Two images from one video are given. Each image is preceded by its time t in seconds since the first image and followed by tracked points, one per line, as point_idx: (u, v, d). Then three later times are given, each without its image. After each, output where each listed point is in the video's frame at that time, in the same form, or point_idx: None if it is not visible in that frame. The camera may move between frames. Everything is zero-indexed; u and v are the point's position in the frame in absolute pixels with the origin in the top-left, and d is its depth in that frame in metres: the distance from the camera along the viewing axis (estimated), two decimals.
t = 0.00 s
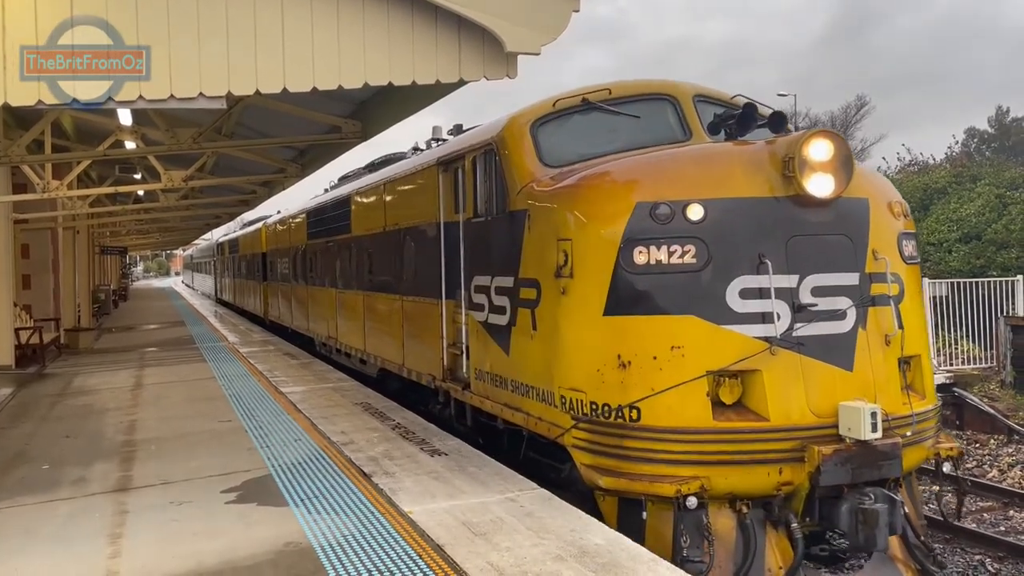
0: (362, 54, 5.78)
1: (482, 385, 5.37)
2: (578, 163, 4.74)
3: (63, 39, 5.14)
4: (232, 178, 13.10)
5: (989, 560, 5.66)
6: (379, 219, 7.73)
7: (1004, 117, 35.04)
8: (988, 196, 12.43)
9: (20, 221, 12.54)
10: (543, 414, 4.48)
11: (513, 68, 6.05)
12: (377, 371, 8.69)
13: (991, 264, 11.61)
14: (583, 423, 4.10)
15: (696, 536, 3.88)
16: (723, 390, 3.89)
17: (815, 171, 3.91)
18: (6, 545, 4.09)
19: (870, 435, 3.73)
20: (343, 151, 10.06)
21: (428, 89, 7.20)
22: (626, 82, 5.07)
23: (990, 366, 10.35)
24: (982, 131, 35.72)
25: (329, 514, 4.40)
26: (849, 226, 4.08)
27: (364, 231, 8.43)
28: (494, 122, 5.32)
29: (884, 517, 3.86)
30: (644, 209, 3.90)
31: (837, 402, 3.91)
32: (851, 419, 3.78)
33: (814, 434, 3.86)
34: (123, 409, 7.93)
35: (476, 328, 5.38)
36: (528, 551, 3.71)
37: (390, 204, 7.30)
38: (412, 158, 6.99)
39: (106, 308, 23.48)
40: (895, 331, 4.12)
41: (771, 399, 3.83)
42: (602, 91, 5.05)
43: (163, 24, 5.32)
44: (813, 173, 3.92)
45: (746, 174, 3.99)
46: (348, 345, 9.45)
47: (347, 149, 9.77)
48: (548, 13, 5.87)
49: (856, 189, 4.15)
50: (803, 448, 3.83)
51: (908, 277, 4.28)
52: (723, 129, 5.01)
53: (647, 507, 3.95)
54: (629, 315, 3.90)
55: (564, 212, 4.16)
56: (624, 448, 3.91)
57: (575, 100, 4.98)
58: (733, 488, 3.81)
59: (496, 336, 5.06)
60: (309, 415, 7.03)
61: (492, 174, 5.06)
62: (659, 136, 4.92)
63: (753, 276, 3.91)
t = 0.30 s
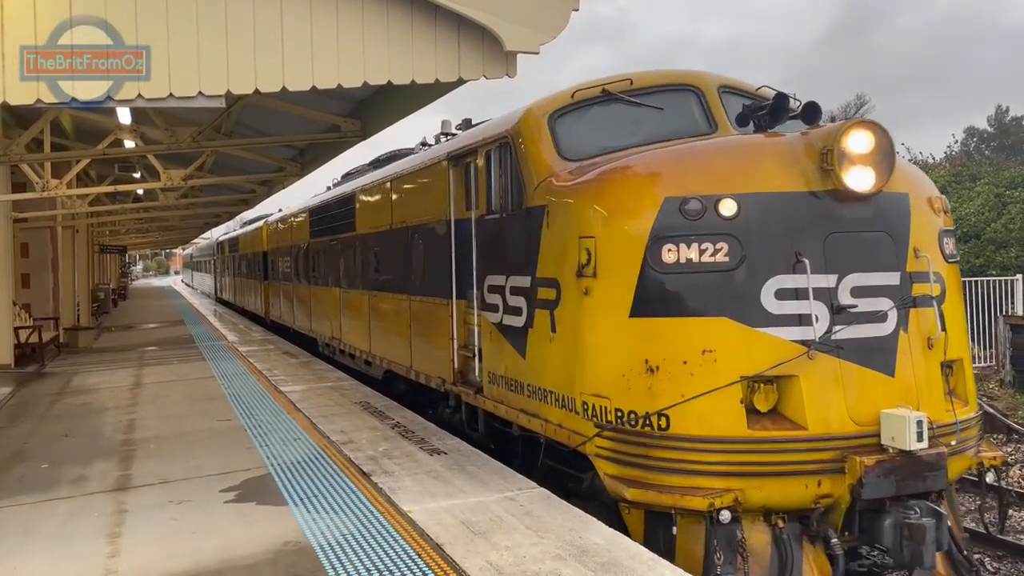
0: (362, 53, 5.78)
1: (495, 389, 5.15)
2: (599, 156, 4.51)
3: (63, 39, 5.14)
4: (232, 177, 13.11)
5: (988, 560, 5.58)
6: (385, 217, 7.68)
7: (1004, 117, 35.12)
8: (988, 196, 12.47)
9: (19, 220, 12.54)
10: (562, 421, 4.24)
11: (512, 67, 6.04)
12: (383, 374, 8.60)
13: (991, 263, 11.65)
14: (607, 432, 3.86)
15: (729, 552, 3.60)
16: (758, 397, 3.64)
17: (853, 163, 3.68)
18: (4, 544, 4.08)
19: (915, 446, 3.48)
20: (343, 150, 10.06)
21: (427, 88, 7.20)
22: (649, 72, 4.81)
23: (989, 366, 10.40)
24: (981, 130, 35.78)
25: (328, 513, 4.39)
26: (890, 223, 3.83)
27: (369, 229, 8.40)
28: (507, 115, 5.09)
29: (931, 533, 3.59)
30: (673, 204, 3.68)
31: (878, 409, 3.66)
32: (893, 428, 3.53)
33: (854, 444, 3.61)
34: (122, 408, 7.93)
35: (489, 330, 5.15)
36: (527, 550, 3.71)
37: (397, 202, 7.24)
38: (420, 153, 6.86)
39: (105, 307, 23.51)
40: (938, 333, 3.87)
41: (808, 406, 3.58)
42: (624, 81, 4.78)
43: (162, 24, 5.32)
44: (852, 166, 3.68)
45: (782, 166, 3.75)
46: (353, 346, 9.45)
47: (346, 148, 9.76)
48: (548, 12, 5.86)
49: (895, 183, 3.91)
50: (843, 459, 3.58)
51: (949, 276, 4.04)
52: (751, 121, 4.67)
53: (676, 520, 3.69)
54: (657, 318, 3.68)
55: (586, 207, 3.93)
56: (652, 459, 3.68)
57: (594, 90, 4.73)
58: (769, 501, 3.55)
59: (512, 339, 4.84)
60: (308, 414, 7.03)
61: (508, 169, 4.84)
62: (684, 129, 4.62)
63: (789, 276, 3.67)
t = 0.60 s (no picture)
0: (361, 52, 5.77)
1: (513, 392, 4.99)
2: (623, 150, 4.34)
3: (63, 39, 5.15)
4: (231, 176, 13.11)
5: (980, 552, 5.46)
6: (393, 215, 7.62)
7: (1003, 116, 35.18)
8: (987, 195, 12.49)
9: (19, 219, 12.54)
10: (587, 429, 4.06)
11: (512, 66, 6.04)
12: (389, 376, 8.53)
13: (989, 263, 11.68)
14: (636, 441, 3.70)
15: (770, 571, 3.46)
16: (801, 406, 3.48)
17: (901, 156, 3.48)
18: (4, 543, 4.09)
19: (969, 458, 3.33)
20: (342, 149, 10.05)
21: (427, 86, 7.19)
22: (674, 62, 4.65)
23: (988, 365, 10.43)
24: (981, 130, 35.83)
25: (329, 512, 4.39)
26: (939, 220, 3.66)
27: (375, 227, 8.38)
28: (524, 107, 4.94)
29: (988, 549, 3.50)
30: (707, 199, 3.52)
31: (929, 417, 3.52)
32: (946, 438, 3.38)
33: (903, 456, 3.46)
34: (122, 407, 7.94)
35: (507, 331, 4.99)
36: (527, 549, 3.72)
37: (404, 200, 7.22)
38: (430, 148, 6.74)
39: (105, 305, 23.56)
40: (989, 337, 3.74)
41: (854, 414, 3.43)
42: (649, 70, 4.62)
43: (162, 24, 5.31)
44: (899, 158, 3.48)
45: (824, 159, 3.58)
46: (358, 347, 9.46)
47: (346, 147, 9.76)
48: (548, 11, 5.85)
49: (943, 177, 3.73)
50: (891, 471, 3.44)
51: (996, 277, 3.92)
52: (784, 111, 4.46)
53: (711, 537, 3.54)
54: (692, 320, 3.51)
55: (614, 203, 3.77)
56: (687, 469, 3.53)
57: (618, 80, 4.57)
58: (811, 516, 3.43)
59: (530, 341, 4.67)
60: (308, 413, 7.04)
61: (529, 163, 4.66)
62: (711, 122, 4.44)
63: (834, 276, 3.49)
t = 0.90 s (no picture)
0: (361, 51, 5.77)
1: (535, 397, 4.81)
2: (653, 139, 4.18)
3: (63, 39, 5.15)
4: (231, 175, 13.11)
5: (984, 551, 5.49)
6: (403, 212, 7.59)
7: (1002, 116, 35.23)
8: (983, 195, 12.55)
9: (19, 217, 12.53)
10: (616, 439, 3.87)
11: (511, 65, 6.04)
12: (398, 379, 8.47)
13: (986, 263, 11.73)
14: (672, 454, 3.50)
15: None
16: (853, 416, 3.29)
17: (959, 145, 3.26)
18: (5, 542, 4.09)
19: None
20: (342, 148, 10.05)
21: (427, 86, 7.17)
22: (703, 49, 4.52)
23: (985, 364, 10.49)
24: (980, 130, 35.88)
25: (329, 511, 4.39)
26: (998, 214, 3.43)
27: (382, 223, 8.37)
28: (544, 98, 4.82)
29: None
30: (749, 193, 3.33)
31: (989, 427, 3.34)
32: (1010, 450, 3.22)
33: (964, 468, 3.27)
34: (121, 406, 7.94)
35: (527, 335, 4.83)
36: (527, 547, 3.72)
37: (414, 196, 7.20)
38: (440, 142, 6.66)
39: (104, 304, 23.61)
40: None
41: (911, 424, 3.23)
42: (677, 57, 4.49)
43: (161, 23, 5.31)
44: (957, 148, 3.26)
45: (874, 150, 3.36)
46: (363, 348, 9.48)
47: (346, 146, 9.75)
48: (549, 9, 5.84)
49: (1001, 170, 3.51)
50: (951, 486, 3.25)
51: None
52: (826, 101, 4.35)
53: (756, 558, 3.33)
54: (734, 324, 3.32)
55: (644, 197, 3.58)
56: (730, 483, 3.32)
57: (647, 68, 4.43)
58: (864, 536, 3.22)
59: (552, 344, 4.52)
60: (307, 412, 7.05)
61: (551, 156, 4.55)
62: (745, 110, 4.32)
63: (887, 277, 3.30)
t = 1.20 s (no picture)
0: (360, 50, 5.76)
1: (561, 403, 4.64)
2: (687, 130, 4.08)
3: (63, 39, 5.16)
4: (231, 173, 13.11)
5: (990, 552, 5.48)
6: (411, 209, 7.56)
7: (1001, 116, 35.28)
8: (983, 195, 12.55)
9: (19, 216, 12.53)
10: (651, 450, 3.70)
11: (512, 64, 6.02)
12: (405, 380, 8.43)
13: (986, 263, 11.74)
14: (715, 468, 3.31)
15: None
16: (920, 428, 3.06)
17: None
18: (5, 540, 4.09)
19: None
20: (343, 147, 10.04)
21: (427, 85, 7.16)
22: (738, 33, 4.42)
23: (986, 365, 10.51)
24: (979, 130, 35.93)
25: (328, 510, 4.39)
26: None
27: (390, 221, 8.34)
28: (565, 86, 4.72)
29: None
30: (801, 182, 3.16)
31: None
32: None
33: None
34: (121, 404, 7.94)
35: (552, 339, 4.68)
36: (526, 546, 3.72)
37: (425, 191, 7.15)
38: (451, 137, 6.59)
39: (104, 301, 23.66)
40: None
41: (981, 438, 3.03)
42: (712, 42, 4.40)
43: (161, 23, 5.31)
44: None
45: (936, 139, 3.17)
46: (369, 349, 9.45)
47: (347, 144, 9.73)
48: (551, 8, 5.81)
49: None
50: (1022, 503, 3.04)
51: None
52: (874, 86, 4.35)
53: None
54: (786, 329, 3.14)
55: (682, 191, 3.40)
56: (783, 501, 3.13)
57: (680, 53, 4.31)
58: (928, 560, 3.03)
59: (577, 345, 4.37)
60: (307, 410, 7.04)
61: (571, 145, 4.43)
62: (782, 97, 4.26)
63: (952, 278, 3.09)
